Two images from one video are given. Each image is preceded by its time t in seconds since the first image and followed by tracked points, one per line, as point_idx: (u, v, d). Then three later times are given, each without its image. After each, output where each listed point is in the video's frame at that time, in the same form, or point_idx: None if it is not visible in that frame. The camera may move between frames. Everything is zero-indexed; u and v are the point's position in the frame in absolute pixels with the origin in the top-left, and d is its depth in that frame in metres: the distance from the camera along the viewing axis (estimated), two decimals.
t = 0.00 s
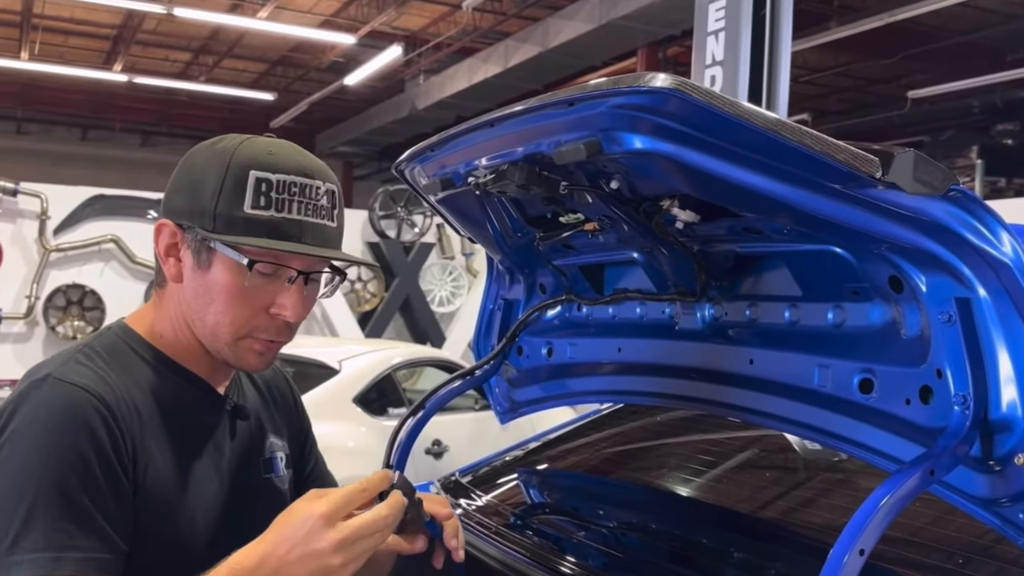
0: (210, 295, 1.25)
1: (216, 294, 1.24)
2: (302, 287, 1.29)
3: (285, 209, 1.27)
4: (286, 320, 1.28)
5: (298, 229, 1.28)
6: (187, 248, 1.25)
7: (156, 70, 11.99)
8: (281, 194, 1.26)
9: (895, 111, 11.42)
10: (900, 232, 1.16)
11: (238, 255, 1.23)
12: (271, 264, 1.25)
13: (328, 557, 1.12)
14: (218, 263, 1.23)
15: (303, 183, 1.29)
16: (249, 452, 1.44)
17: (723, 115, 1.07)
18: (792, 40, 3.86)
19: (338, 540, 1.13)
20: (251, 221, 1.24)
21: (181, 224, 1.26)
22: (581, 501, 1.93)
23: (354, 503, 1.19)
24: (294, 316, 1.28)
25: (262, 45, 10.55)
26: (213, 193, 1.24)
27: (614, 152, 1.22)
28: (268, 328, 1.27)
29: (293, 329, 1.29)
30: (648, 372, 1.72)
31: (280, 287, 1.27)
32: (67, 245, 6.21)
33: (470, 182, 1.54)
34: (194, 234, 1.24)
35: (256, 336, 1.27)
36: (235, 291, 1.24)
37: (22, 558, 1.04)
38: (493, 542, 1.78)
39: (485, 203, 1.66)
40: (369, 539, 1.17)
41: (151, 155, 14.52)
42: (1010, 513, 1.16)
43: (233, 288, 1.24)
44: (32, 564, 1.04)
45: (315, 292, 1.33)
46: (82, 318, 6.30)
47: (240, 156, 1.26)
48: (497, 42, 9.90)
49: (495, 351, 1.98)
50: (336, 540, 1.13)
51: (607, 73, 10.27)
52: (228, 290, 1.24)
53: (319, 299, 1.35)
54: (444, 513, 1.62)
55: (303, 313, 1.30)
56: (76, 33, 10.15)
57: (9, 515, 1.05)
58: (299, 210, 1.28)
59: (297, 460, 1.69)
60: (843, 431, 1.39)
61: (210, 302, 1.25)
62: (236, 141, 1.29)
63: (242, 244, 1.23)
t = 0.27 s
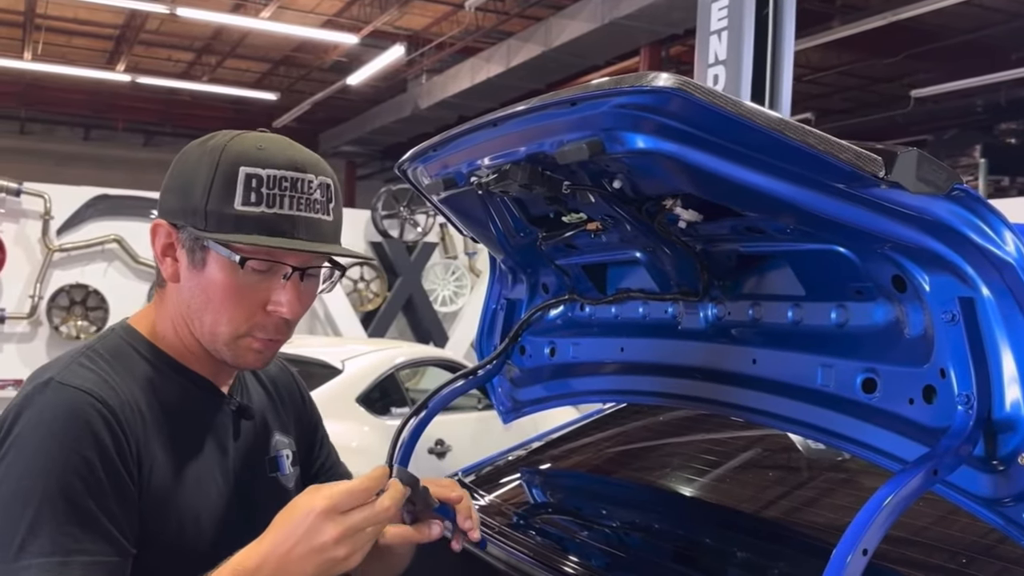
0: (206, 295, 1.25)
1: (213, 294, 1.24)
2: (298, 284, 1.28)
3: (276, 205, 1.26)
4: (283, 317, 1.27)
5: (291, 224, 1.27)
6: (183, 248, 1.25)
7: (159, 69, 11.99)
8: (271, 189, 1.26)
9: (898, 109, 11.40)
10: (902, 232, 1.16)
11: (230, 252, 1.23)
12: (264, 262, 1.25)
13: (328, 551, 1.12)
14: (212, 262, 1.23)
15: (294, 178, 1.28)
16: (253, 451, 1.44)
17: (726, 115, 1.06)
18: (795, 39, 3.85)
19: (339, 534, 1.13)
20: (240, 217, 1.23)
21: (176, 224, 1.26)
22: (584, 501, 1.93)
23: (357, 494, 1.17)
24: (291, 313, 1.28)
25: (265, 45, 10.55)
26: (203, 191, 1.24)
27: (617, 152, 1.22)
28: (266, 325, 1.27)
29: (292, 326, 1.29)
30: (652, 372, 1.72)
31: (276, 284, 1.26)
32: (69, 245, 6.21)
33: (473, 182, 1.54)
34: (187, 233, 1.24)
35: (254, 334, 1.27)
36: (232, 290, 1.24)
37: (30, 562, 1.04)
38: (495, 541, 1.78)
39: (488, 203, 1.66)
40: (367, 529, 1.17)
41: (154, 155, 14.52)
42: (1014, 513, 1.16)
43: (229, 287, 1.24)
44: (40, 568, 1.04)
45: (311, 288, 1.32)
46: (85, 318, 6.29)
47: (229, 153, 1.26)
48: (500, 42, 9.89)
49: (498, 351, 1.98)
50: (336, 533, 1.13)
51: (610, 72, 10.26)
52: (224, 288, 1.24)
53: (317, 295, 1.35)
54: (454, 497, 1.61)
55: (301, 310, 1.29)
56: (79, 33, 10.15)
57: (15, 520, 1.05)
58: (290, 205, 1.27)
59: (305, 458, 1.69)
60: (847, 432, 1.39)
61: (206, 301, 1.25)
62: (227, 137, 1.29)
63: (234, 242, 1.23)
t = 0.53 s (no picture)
0: (209, 299, 1.25)
1: (216, 298, 1.24)
2: (301, 286, 1.28)
3: (276, 208, 1.26)
4: (287, 320, 1.27)
5: (292, 227, 1.27)
6: (185, 252, 1.25)
7: (161, 70, 11.99)
8: (271, 192, 1.25)
9: (900, 109, 11.39)
10: (908, 232, 1.16)
11: (230, 258, 1.23)
12: (267, 266, 1.24)
13: (340, 540, 1.13)
14: (214, 267, 1.23)
15: (295, 180, 1.28)
16: (262, 451, 1.44)
17: (733, 116, 1.06)
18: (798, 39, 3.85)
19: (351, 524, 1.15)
20: (240, 222, 1.23)
21: (178, 229, 1.26)
22: (587, 501, 1.93)
23: (362, 492, 1.18)
24: (295, 317, 1.27)
25: (266, 45, 10.55)
26: (203, 195, 1.24)
27: (622, 153, 1.21)
28: (270, 328, 1.27)
29: (296, 328, 1.28)
30: (656, 372, 1.72)
31: (278, 287, 1.26)
32: (72, 246, 6.20)
33: (477, 182, 1.53)
34: (189, 238, 1.24)
35: (259, 337, 1.27)
36: (236, 294, 1.24)
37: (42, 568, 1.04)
38: (499, 541, 1.78)
39: (492, 203, 1.66)
40: (376, 522, 1.19)
41: (156, 155, 14.52)
42: (1020, 513, 1.16)
43: (231, 292, 1.24)
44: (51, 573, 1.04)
45: (315, 289, 1.31)
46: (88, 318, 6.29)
47: (228, 156, 1.25)
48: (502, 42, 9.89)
49: (501, 351, 1.98)
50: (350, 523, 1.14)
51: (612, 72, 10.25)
52: (226, 292, 1.24)
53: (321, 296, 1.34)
54: (464, 486, 1.62)
55: (305, 312, 1.29)
56: (81, 33, 10.15)
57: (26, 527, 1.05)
58: (290, 208, 1.27)
59: (315, 456, 1.69)
60: (853, 432, 1.39)
61: (210, 305, 1.25)
62: (226, 138, 1.29)
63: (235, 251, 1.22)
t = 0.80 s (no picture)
0: (217, 304, 1.25)
1: (224, 302, 1.24)
2: (309, 288, 1.28)
3: (282, 211, 1.25)
4: (295, 323, 1.27)
5: (298, 229, 1.27)
6: (191, 256, 1.25)
7: (161, 70, 11.98)
8: (277, 195, 1.25)
9: (900, 109, 11.39)
10: (913, 234, 1.16)
11: (237, 263, 1.22)
12: (275, 270, 1.24)
13: (355, 538, 1.13)
14: (221, 272, 1.23)
15: (300, 182, 1.27)
16: (270, 452, 1.44)
17: (740, 119, 1.06)
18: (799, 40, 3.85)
19: (366, 522, 1.15)
20: (246, 227, 1.23)
21: (183, 234, 1.26)
22: (589, 502, 1.93)
23: (377, 489, 1.18)
24: (303, 320, 1.28)
25: (267, 45, 10.54)
26: (208, 200, 1.23)
27: (627, 154, 1.21)
28: (279, 331, 1.27)
29: (304, 330, 1.29)
30: (660, 373, 1.72)
31: (286, 289, 1.26)
32: (72, 246, 6.20)
33: (481, 184, 1.53)
34: (195, 243, 1.24)
35: (268, 340, 1.27)
36: (244, 298, 1.24)
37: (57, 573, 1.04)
38: (501, 543, 1.77)
39: (495, 204, 1.66)
40: (390, 520, 1.19)
41: (157, 155, 14.51)
42: None
43: (239, 296, 1.24)
44: None
45: (322, 290, 1.31)
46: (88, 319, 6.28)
47: (233, 159, 1.25)
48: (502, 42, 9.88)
49: (504, 352, 1.98)
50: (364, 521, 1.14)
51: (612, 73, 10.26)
52: (234, 297, 1.24)
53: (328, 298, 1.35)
54: (474, 485, 1.61)
55: (313, 314, 1.29)
56: (82, 34, 10.14)
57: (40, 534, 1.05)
58: (296, 210, 1.27)
59: (323, 456, 1.69)
60: (858, 433, 1.39)
61: (218, 309, 1.25)
62: (230, 141, 1.28)
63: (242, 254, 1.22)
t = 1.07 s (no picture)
0: (224, 307, 1.25)
1: (230, 306, 1.24)
2: (316, 292, 1.28)
3: (287, 215, 1.25)
4: (302, 326, 1.27)
5: (304, 232, 1.27)
6: (196, 260, 1.25)
7: (161, 71, 11.98)
8: (282, 199, 1.25)
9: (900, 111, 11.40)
10: (917, 236, 1.16)
11: (244, 267, 1.22)
12: (281, 273, 1.24)
13: (364, 541, 1.13)
14: (227, 276, 1.23)
15: (305, 185, 1.27)
16: (275, 456, 1.44)
17: (745, 122, 1.07)
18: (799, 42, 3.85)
19: (376, 524, 1.15)
20: (252, 231, 1.23)
21: (189, 238, 1.26)
22: (590, 503, 1.93)
23: (386, 492, 1.18)
24: (310, 322, 1.28)
25: (267, 46, 10.54)
26: (213, 204, 1.23)
27: (631, 157, 1.21)
28: (286, 335, 1.27)
29: (311, 333, 1.29)
30: (663, 375, 1.72)
31: (292, 293, 1.26)
32: (72, 247, 6.19)
33: (483, 185, 1.53)
34: (200, 248, 1.24)
35: (275, 344, 1.27)
36: (250, 302, 1.24)
37: None
38: (502, 544, 1.77)
39: (496, 206, 1.66)
40: (401, 522, 1.19)
41: (156, 156, 14.50)
42: None
43: (245, 300, 1.24)
44: None
45: (329, 293, 1.31)
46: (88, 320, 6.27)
47: (238, 163, 1.25)
48: (502, 43, 9.88)
49: (505, 354, 1.97)
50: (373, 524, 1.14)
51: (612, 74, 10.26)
52: (240, 301, 1.24)
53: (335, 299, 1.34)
54: (481, 489, 1.61)
55: (320, 317, 1.29)
56: (81, 35, 10.14)
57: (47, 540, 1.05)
58: (302, 213, 1.26)
59: (327, 457, 1.69)
60: (860, 435, 1.39)
61: (223, 312, 1.25)
62: (235, 143, 1.28)
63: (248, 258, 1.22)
